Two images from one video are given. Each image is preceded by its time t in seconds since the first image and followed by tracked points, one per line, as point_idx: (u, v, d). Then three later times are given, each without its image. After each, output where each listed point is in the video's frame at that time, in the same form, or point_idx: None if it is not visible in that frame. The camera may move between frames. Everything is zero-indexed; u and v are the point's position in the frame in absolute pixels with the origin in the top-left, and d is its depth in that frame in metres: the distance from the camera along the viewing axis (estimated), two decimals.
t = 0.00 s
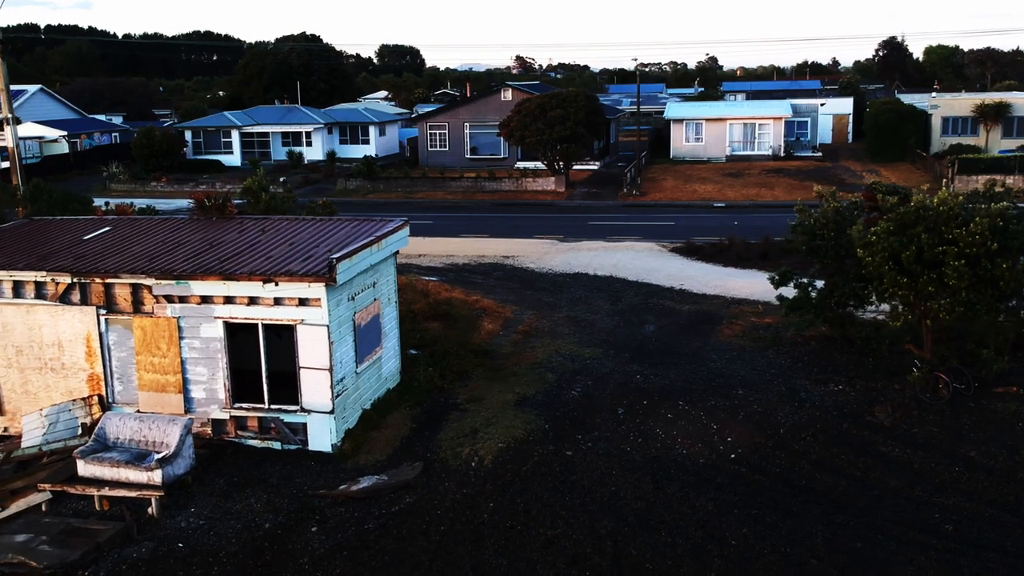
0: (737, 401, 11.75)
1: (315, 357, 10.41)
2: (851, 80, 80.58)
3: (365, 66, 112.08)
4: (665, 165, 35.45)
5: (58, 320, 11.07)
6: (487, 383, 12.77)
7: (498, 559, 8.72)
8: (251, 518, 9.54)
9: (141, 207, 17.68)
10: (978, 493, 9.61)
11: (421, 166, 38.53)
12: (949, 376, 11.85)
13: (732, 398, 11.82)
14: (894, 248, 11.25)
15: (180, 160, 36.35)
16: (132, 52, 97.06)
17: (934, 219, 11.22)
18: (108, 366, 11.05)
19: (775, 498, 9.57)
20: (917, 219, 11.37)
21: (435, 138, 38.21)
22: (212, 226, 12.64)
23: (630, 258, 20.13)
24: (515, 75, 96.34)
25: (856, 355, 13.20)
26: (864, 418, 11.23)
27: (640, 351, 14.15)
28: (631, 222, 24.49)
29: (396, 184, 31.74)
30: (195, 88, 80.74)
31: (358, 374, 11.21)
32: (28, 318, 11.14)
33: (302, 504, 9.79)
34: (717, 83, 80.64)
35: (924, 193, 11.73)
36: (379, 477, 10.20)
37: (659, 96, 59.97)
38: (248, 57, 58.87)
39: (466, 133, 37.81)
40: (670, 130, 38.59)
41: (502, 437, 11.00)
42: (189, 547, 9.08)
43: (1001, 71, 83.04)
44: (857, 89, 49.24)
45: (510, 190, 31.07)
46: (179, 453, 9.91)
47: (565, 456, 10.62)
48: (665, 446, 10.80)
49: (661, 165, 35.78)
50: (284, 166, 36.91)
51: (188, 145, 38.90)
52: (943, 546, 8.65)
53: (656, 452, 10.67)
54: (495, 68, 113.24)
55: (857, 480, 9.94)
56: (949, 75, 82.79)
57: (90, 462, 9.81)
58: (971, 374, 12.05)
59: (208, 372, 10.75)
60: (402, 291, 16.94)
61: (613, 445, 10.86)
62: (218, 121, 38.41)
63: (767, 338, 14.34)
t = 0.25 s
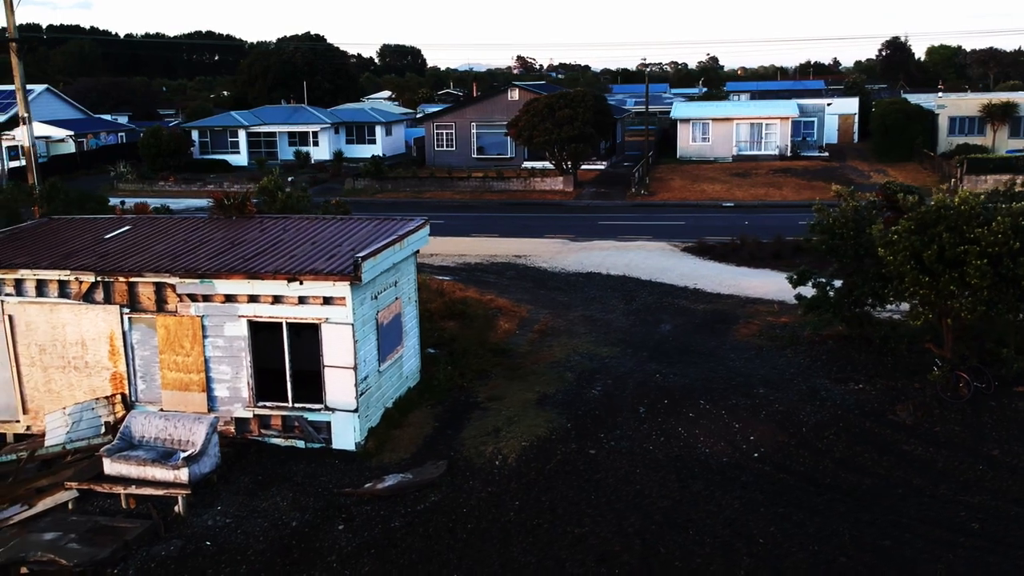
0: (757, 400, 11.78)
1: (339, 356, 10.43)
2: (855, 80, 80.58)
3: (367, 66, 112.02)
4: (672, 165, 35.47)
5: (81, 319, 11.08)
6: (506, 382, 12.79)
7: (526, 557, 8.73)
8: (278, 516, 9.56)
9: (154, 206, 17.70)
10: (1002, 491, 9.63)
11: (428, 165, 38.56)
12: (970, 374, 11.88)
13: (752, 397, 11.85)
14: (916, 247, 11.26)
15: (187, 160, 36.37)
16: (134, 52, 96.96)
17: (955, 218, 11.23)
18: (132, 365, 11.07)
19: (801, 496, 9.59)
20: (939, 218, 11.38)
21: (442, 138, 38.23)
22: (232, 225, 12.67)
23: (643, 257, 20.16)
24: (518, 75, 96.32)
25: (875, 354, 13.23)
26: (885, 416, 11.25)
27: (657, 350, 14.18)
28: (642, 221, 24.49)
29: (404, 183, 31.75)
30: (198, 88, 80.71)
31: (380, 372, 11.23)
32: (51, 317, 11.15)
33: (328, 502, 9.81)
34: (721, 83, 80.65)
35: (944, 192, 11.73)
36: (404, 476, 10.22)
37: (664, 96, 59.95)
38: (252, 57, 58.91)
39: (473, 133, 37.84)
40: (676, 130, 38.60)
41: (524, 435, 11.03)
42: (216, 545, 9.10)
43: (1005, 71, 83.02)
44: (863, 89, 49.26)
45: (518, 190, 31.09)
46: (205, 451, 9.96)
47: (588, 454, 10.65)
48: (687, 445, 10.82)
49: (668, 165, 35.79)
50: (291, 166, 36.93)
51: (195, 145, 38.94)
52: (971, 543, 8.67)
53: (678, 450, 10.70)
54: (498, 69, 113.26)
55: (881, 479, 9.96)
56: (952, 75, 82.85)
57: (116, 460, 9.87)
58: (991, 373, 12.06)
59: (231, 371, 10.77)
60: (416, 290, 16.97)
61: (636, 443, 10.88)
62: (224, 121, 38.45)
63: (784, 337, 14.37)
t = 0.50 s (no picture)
0: (776, 399, 11.80)
1: (360, 354, 10.45)
2: (858, 80, 80.60)
3: (369, 65, 112.02)
4: (678, 165, 35.49)
5: (102, 317, 11.11)
6: (522, 381, 12.81)
7: (551, 555, 8.74)
8: (301, 514, 9.57)
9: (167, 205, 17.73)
10: None
11: (433, 165, 38.58)
12: (988, 373, 11.89)
13: (771, 396, 11.86)
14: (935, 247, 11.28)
15: (193, 160, 36.37)
16: (136, 52, 96.98)
17: (974, 217, 11.24)
18: (152, 363, 11.09)
19: (823, 495, 9.61)
20: (957, 217, 11.39)
21: (448, 138, 38.25)
22: (250, 224, 12.70)
23: (654, 257, 20.18)
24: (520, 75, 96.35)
25: (891, 352, 13.25)
26: (904, 415, 11.27)
27: (672, 349, 14.20)
28: (651, 221, 24.51)
29: (411, 183, 31.76)
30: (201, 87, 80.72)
31: (400, 371, 11.25)
32: (72, 315, 11.17)
33: (350, 500, 9.82)
34: (723, 83, 80.66)
35: (962, 191, 11.75)
36: (426, 474, 10.24)
37: (667, 96, 59.98)
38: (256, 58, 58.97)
39: (479, 133, 37.86)
40: (682, 130, 38.62)
41: (544, 434, 11.05)
42: (241, 543, 9.11)
43: (1007, 71, 83.02)
44: (867, 89, 49.28)
45: (525, 189, 31.11)
46: (228, 449, 10.00)
47: (608, 453, 10.66)
48: (708, 443, 10.84)
49: (675, 164, 35.80)
50: (297, 165, 36.95)
51: (201, 145, 38.98)
52: (996, 541, 8.68)
53: (698, 449, 10.71)
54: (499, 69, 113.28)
55: (902, 477, 9.98)
56: (954, 76, 82.86)
57: (139, 459, 9.93)
58: (1009, 372, 12.07)
59: (252, 369, 10.78)
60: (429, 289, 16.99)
61: (656, 442, 10.90)
62: (230, 121, 38.49)
63: (798, 336, 14.39)
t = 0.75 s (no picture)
0: (796, 398, 11.83)
1: (384, 352, 10.48)
2: (860, 80, 80.64)
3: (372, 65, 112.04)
4: (685, 165, 35.52)
5: (124, 315, 11.12)
6: (542, 379, 12.83)
7: (579, 553, 8.76)
8: (328, 512, 9.59)
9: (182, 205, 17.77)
10: None
11: (440, 164, 38.61)
12: (1007, 372, 11.91)
13: (791, 395, 11.89)
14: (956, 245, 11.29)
15: (199, 159, 36.37)
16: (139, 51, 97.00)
17: (995, 216, 11.25)
18: (175, 361, 11.11)
19: (848, 493, 9.63)
20: (978, 216, 11.39)
21: (454, 137, 38.27)
22: (270, 223, 12.73)
23: (666, 256, 20.21)
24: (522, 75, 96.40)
25: (908, 351, 13.29)
26: (925, 414, 11.30)
27: (689, 348, 14.22)
28: (661, 220, 24.54)
29: (418, 183, 31.76)
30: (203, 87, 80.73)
31: (422, 369, 11.28)
32: (95, 314, 11.19)
33: (376, 498, 9.84)
34: (726, 83, 80.70)
35: (982, 190, 11.76)
36: (450, 472, 10.27)
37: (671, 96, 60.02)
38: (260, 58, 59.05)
39: (485, 133, 37.88)
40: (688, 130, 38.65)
41: (567, 433, 11.07)
42: (268, 541, 9.12)
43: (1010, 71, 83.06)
44: (872, 89, 49.32)
45: (533, 189, 31.13)
46: (253, 447, 10.03)
47: (631, 451, 10.69)
48: (730, 441, 10.86)
49: (681, 164, 35.82)
50: (304, 165, 36.97)
51: (207, 144, 39.02)
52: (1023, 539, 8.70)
53: (721, 447, 10.73)
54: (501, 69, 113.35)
55: (926, 475, 10.00)
56: (957, 76, 82.92)
57: (165, 457, 9.96)
58: None
59: (275, 367, 10.82)
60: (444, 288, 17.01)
61: (678, 440, 10.92)
62: (237, 121, 38.53)
63: (815, 335, 14.42)
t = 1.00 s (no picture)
0: (814, 396, 11.85)
1: (405, 351, 10.50)
2: (863, 80, 80.64)
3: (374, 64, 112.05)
4: (691, 164, 35.54)
5: (144, 314, 11.13)
6: (558, 378, 12.85)
7: (603, 551, 8.77)
8: (350, 510, 9.61)
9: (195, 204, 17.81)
10: None
11: (445, 164, 38.61)
12: None
13: (809, 394, 11.91)
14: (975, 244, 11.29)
15: (205, 159, 36.38)
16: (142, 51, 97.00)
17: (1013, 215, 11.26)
18: (194, 360, 11.13)
19: (870, 491, 9.65)
20: (996, 214, 11.40)
21: (460, 137, 38.28)
22: (287, 222, 12.75)
23: (676, 255, 20.24)
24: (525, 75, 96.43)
25: (924, 350, 13.31)
26: (944, 413, 11.32)
27: (704, 347, 14.24)
28: (670, 219, 24.56)
29: (425, 182, 31.78)
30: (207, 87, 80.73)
31: (441, 368, 11.31)
32: (114, 312, 11.20)
33: (398, 496, 9.86)
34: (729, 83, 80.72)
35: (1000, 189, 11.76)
36: (471, 470, 10.28)
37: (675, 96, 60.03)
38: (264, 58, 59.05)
39: (491, 132, 37.90)
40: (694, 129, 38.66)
41: (586, 431, 11.09)
42: (292, 538, 9.13)
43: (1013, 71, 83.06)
44: (876, 89, 49.34)
45: (540, 189, 31.14)
46: (276, 445, 10.05)
47: (651, 449, 10.71)
48: (750, 440, 10.88)
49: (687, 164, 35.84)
50: (310, 165, 36.98)
51: (213, 144, 39.06)
52: None
53: (741, 445, 10.75)
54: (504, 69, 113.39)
55: (947, 473, 10.02)
56: (960, 76, 82.95)
57: (187, 455, 9.97)
58: None
59: (296, 366, 10.84)
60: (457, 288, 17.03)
61: (697, 438, 10.94)
62: (243, 120, 38.56)
63: (830, 334, 14.44)
